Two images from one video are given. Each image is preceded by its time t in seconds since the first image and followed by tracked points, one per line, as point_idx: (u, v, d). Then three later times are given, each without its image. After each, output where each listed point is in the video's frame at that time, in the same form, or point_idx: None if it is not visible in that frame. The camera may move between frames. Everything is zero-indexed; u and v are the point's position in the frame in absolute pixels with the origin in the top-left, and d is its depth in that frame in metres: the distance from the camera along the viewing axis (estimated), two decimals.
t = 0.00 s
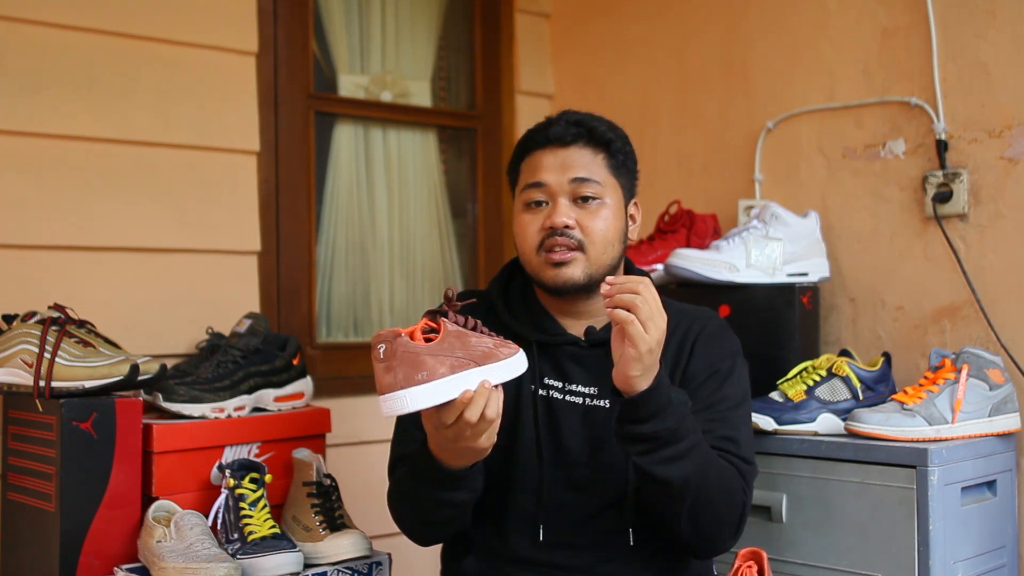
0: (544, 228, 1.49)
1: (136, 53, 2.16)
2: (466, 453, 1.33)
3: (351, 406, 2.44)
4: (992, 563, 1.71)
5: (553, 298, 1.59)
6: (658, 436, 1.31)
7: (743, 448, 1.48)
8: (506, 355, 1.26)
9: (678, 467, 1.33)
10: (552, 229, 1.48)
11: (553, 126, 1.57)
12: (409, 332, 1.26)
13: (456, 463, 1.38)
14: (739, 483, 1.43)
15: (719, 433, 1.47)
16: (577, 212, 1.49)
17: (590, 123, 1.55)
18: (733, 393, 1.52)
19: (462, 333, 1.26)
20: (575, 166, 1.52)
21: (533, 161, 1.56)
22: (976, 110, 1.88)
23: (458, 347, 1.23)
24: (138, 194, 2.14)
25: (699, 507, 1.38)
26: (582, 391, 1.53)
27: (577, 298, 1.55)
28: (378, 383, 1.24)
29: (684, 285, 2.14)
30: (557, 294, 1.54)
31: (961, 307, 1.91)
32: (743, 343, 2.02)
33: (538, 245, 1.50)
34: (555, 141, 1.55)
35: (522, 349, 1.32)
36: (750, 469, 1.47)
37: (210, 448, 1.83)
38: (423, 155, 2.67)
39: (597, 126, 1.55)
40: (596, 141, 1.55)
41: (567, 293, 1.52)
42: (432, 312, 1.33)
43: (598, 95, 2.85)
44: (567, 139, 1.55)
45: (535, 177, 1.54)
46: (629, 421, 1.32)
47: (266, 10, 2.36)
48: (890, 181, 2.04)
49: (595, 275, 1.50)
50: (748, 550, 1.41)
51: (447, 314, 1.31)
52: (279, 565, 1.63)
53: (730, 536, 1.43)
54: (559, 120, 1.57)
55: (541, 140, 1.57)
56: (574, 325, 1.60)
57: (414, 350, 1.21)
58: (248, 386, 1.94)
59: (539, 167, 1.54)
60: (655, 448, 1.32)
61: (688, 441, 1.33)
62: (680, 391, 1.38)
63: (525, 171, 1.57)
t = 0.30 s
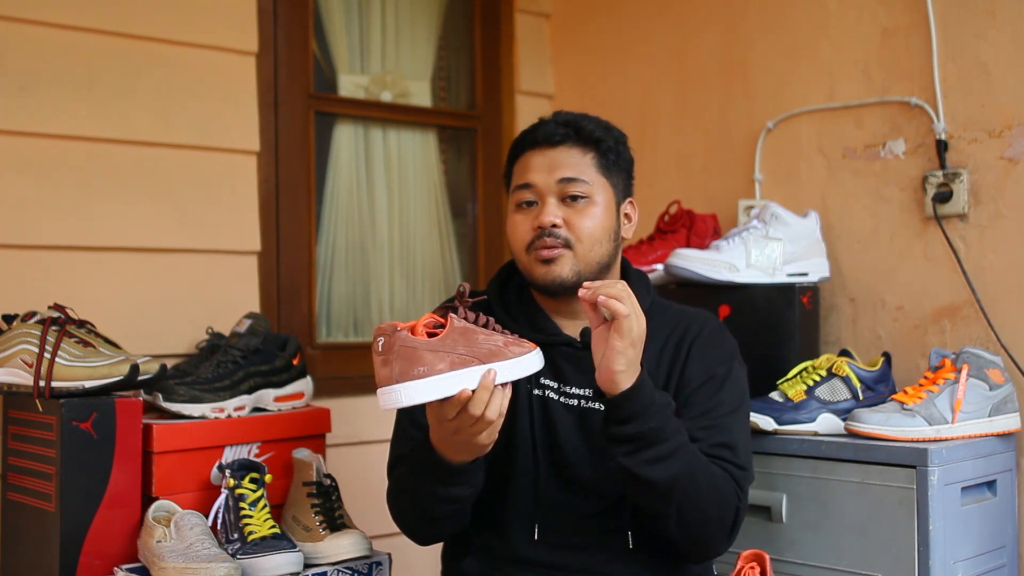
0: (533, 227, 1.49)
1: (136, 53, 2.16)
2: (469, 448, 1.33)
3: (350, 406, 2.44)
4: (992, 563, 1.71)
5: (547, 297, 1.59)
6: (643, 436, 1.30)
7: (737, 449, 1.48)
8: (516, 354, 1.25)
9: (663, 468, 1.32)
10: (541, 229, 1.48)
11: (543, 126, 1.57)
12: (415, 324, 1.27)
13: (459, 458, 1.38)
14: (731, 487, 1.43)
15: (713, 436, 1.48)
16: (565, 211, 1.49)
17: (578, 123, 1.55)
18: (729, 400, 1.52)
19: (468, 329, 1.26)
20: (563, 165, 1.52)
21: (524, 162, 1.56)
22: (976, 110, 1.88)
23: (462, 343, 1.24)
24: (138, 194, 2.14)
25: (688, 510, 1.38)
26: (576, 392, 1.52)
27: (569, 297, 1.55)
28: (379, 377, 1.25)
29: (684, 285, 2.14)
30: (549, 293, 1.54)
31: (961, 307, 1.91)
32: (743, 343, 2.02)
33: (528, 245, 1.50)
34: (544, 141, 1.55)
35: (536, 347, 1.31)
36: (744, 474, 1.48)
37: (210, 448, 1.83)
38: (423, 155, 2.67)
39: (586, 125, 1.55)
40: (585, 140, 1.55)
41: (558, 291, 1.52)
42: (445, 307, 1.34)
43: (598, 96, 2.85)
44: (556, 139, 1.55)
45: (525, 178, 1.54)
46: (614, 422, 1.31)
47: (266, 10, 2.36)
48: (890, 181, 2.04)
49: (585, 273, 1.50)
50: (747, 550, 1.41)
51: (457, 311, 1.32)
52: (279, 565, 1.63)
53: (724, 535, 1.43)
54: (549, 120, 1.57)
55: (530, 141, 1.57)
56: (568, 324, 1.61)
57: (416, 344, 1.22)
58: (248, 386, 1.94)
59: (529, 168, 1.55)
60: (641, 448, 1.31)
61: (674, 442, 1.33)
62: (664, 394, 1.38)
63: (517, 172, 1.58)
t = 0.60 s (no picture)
0: (525, 234, 1.49)
1: (136, 53, 2.16)
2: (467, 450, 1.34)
3: (351, 406, 2.44)
4: (992, 563, 1.71)
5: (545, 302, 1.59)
6: (643, 434, 1.31)
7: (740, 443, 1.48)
8: (500, 353, 1.26)
9: (665, 464, 1.33)
10: (533, 235, 1.48)
11: (526, 132, 1.57)
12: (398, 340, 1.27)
13: (459, 459, 1.38)
14: (736, 478, 1.44)
15: (716, 429, 1.48)
16: (556, 215, 1.49)
17: (561, 125, 1.56)
18: (730, 392, 1.52)
19: (452, 334, 1.26)
20: (550, 170, 1.52)
21: (511, 169, 1.57)
22: (976, 110, 1.88)
23: (446, 350, 1.24)
24: (138, 194, 2.14)
25: (693, 503, 1.38)
26: (578, 391, 1.52)
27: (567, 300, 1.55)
28: (372, 394, 1.25)
29: (684, 285, 2.14)
30: (549, 299, 1.54)
31: (961, 307, 1.91)
32: (743, 343, 2.02)
33: (522, 252, 1.50)
34: (529, 146, 1.56)
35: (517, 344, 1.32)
36: (749, 464, 1.48)
37: (210, 448, 1.83)
38: (422, 155, 2.67)
39: (570, 127, 1.55)
40: (570, 142, 1.55)
41: (556, 295, 1.52)
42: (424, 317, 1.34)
43: (598, 96, 2.85)
44: (541, 143, 1.55)
45: (514, 185, 1.55)
46: (615, 420, 1.32)
47: (266, 10, 2.36)
48: (890, 181, 2.04)
49: (581, 275, 1.50)
50: (747, 550, 1.41)
51: (437, 318, 1.33)
52: (279, 565, 1.63)
53: (730, 529, 1.43)
54: (534, 126, 1.57)
55: (514, 149, 1.58)
56: (568, 325, 1.61)
57: (405, 355, 1.22)
58: (248, 386, 1.94)
59: (517, 175, 1.55)
60: (642, 445, 1.32)
61: (674, 437, 1.34)
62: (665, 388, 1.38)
63: (506, 180, 1.58)
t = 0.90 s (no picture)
0: (525, 244, 1.50)
1: (136, 53, 2.16)
2: (466, 450, 1.34)
3: (351, 406, 2.44)
4: (992, 563, 1.71)
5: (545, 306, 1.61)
6: (652, 436, 1.32)
7: (747, 438, 1.49)
8: (498, 354, 1.26)
9: (673, 465, 1.35)
10: (533, 245, 1.49)
11: (521, 139, 1.56)
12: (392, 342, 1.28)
13: (458, 460, 1.38)
14: (747, 474, 1.45)
15: (723, 426, 1.49)
16: (555, 224, 1.49)
17: (557, 131, 1.54)
18: (733, 388, 1.52)
19: (448, 337, 1.26)
20: (548, 178, 1.51)
21: (509, 175, 1.56)
22: (976, 110, 1.88)
23: (441, 352, 1.24)
24: (138, 194, 2.14)
25: (705, 503, 1.39)
26: (581, 390, 1.52)
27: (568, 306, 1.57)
28: (366, 395, 1.24)
29: (684, 285, 2.14)
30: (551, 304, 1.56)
31: (961, 307, 1.91)
32: (743, 343, 2.02)
33: (523, 261, 1.51)
34: (526, 154, 1.54)
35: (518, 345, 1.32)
36: (757, 460, 1.50)
37: (210, 448, 1.83)
38: (422, 155, 2.67)
39: (566, 133, 1.54)
40: (567, 147, 1.54)
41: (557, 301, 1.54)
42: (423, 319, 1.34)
43: (598, 96, 2.85)
44: (538, 150, 1.53)
45: (511, 192, 1.54)
46: (621, 426, 1.32)
47: (266, 10, 2.36)
48: (890, 181, 2.04)
49: (582, 282, 1.52)
50: (748, 549, 1.41)
51: (434, 320, 1.32)
52: (279, 565, 1.63)
53: (744, 524, 1.44)
54: (529, 132, 1.55)
55: (510, 156, 1.56)
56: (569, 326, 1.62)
57: (401, 355, 1.22)
58: (248, 386, 1.94)
59: (514, 183, 1.54)
60: (651, 448, 1.33)
61: (681, 437, 1.35)
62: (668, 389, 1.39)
63: (503, 186, 1.57)
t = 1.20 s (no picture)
0: (537, 237, 1.50)
1: (136, 53, 2.16)
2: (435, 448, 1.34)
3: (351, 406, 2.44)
4: (992, 563, 1.71)
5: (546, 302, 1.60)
6: (655, 458, 1.31)
7: (743, 444, 1.49)
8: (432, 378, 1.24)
9: (673, 483, 1.34)
10: (545, 239, 1.49)
11: (543, 133, 1.55)
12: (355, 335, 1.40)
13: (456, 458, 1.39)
14: (743, 482, 1.45)
15: (721, 433, 1.49)
16: (570, 221, 1.49)
17: (581, 130, 1.54)
18: (731, 394, 1.52)
19: (383, 341, 1.30)
20: (568, 174, 1.51)
21: (524, 168, 1.55)
22: (976, 110, 1.88)
23: (366, 366, 1.31)
24: (138, 194, 2.14)
25: (702, 515, 1.39)
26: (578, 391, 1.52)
27: (571, 303, 1.57)
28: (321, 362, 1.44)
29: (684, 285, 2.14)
30: (551, 300, 1.56)
31: (961, 307, 1.91)
32: (742, 343, 2.02)
33: (532, 254, 1.51)
34: (546, 147, 1.53)
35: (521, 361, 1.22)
36: (752, 466, 1.49)
37: (210, 448, 1.83)
38: (423, 155, 2.67)
39: (589, 132, 1.54)
40: (588, 147, 1.54)
41: (561, 297, 1.54)
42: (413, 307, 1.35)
43: (598, 96, 2.85)
44: (559, 146, 1.53)
45: (527, 185, 1.53)
46: (625, 451, 1.30)
47: (266, 10, 2.36)
48: (890, 181, 2.04)
49: (589, 282, 1.52)
50: (748, 550, 1.41)
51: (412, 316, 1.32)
52: (279, 565, 1.63)
53: (741, 532, 1.45)
54: (551, 127, 1.55)
55: (531, 148, 1.55)
56: (568, 325, 1.63)
57: (330, 345, 1.35)
58: (248, 386, 1.94)
59: (531, 176, 1.53)
60: (655, 468, 1.32)
61: (679, 453, 1.34)
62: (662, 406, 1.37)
63: (517, 178, 1.56)
